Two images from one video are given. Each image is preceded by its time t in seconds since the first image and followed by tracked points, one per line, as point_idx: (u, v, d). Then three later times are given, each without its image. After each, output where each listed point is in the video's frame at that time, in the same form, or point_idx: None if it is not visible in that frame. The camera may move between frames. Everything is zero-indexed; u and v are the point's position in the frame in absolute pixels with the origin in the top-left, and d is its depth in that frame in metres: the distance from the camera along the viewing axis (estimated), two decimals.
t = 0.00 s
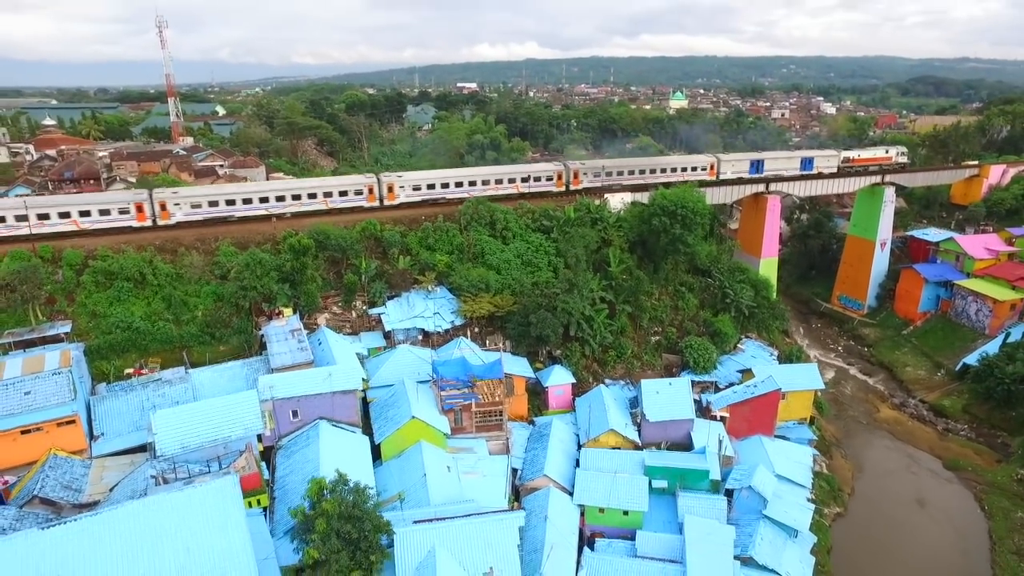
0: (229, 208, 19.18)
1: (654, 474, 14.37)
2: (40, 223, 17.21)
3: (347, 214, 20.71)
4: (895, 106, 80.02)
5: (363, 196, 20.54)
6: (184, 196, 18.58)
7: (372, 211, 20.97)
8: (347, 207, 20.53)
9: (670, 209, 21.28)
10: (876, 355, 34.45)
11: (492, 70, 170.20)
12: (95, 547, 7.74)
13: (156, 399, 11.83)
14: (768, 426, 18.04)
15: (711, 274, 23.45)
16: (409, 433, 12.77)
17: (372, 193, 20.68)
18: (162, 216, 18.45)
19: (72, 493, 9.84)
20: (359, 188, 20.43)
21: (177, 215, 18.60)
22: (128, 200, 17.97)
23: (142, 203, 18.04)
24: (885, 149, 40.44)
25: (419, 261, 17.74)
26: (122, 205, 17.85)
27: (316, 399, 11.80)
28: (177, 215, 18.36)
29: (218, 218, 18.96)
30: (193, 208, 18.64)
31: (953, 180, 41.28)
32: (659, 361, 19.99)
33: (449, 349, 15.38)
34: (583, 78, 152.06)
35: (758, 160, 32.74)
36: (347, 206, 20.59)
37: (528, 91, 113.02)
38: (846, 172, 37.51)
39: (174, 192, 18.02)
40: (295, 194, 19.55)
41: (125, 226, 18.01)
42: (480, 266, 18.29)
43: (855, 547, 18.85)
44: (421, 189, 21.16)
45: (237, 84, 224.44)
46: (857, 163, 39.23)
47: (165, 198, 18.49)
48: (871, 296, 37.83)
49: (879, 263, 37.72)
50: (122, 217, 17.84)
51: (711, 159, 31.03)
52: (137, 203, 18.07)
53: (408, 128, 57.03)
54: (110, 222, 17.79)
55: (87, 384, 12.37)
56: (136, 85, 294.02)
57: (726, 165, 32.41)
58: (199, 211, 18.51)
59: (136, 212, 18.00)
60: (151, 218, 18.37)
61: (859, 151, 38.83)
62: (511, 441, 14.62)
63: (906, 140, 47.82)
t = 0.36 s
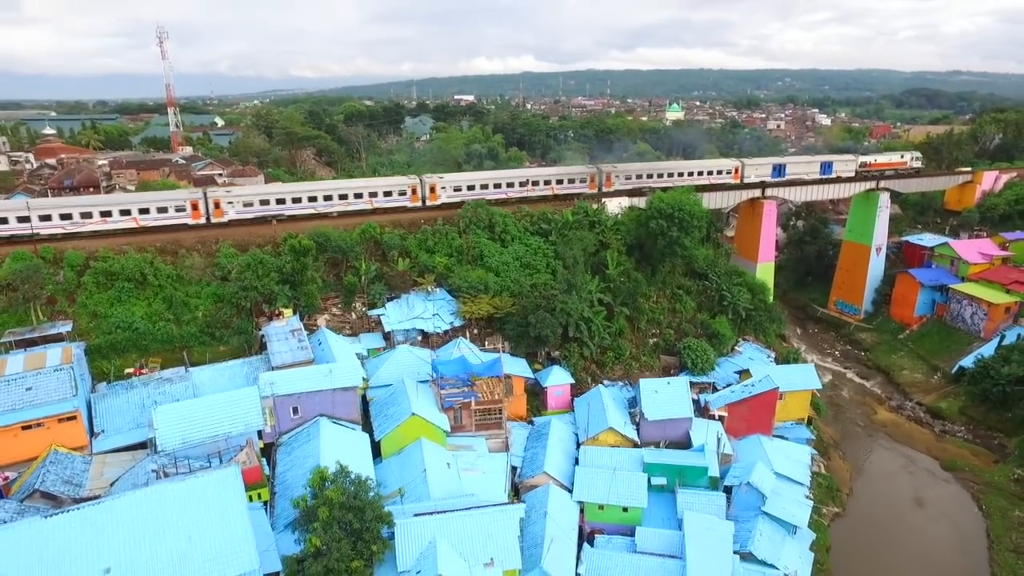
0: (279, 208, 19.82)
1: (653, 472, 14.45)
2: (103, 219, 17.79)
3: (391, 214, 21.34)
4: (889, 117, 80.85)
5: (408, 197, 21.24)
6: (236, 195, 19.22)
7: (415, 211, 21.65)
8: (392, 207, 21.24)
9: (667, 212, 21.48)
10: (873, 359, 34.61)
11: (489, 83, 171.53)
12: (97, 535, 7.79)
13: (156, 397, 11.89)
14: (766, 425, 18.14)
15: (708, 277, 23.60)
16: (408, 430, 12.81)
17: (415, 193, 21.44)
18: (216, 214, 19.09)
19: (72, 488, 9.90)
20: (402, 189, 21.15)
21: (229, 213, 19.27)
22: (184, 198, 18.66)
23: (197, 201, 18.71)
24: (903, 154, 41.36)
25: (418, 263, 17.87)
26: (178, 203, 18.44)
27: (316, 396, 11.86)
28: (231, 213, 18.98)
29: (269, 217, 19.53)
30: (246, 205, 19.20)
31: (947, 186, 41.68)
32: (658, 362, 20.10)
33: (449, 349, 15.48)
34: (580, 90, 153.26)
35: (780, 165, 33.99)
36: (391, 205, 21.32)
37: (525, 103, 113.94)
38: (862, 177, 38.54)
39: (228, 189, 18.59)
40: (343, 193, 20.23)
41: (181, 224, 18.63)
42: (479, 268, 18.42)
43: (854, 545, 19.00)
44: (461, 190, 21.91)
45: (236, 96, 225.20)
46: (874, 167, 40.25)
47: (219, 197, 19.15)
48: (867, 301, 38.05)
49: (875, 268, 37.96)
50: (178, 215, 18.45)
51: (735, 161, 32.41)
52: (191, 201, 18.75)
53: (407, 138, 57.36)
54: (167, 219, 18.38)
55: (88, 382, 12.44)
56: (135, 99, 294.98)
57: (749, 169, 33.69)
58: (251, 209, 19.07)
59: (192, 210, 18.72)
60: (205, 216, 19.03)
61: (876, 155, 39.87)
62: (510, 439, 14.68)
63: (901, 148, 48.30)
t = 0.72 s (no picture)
0: (314, 207, 20.84)
1: (641, 468, 14.58)
2: (148, 219, 18.59)
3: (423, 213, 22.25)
4: (871, 129, 82.45)
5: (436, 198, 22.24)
6: (274, 195, 20.10)
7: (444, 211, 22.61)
8: (423, 207, 22.16)
9: (653, 215, 21.80)
10: (857, 361, 35.11)
11: (476, 95, 172.63)
12: (85, 527, 7.78)
13: (144, 397, 11.86)
14: (752, 423, 18.37)
15: (694, 279, 23.87)
16: (398, 427, 12.83)
17: (444, 194, 22.34)
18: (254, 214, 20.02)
19: (59, 487, 9.85)
20: (432, 191, 22.03)
21: (268, 213, 20.17)
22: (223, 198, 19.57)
23: (237, 202, 19.60)
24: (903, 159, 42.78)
25: (407, 265, 17.98)
26: (220, 203, 19.31)
27: (306, 394, 11.88)
28: (269, 212, 19.88)
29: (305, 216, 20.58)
30: (284, 206, 20.12)
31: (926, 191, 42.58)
32: (645, 363, 20.29)
33: (438, 348, 15.54)
34: (566, 103, 154.69)
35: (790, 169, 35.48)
36: (422, 206, 22.23)
37: (511, 115, 114.74)
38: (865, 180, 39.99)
39: (268, 190, 19.44)
40: (377, 194, 21.08)
41: (221, 223, 19.47)
42: (467, 270, 18.56)
43: (840, 540, 19.31)
44: (488, 191, 22.87)
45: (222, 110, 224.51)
46: (876, 171, 41.68)
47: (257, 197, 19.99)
48: (851, 304, 38.65)
49: (857, 272, 38.57)
50: (220, 215, 19.35)
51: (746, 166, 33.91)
52: (232, 202, 19.63)
53: (394, 149, 57.62)
54: (207, 219, 19.22)
55: (75, 383, 12.37)
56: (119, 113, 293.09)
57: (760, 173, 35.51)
58: (288, 209, 20.02)
59: (232, 211, 19.61)
60: (244, 216, 19.95)
61: (878, 160, 41.29)
62: (500, 438, 14.75)
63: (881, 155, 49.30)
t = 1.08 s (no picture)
0: (342, 207, 21.54)
1: (624, 461, 14.77)
2: (183, 217, 19.14)
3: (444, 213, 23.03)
4: (844, 138, 84.48)
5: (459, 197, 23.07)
6: (304, 195, 20.75)
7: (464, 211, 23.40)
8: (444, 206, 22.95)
9: (632, 215, 22.15)
10: (835, 360, 35.81)
11: (456, 106, 173.25)
12: (68, 520, 7.77)
13: (125, 397, 11.77)
14: (732, 417, 18.67)
15: (674, 279, 24.23)
16: (382, 423, 12.85)
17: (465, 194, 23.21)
18: (284, 212, 20.58)
19: (37, 485, 9.75)
20: (454, 191, 22.84)
21: (298, 212, 20.83)
22: (257, 197, 20.27)
23: (269, 200, 20.20)
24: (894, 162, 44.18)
25: (389, 266, 18.07)
26: (251, 202, 19.96)
27: (289, 390, 11.89)
28: (299, 211, 20.49)
29: (333, 216, 21.22)
30: (312, 205, 20.76)
31: (897, 194, 43.73)
32: (627, 362, 20.51)
33: (421, 348, 15.59)
34: (546, 114, 156.11)
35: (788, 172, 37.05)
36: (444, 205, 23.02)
37: (492, 126, 115.35)
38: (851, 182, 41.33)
39: (298, 190, 20.07)
40: (401, 194, 21.77)
41: (253, 222, 20.12)
42: (450, 271, 18.68)
43: (819, 532, 19.69)
44: (508, 190, 23.76)
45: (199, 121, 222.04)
46: (868, 174, 43.26)
47: (288, 197, 20.61)
48: (827, 305, 39.47)
49: (833, 273, 39.41)
50: (251, 212, 19.98)
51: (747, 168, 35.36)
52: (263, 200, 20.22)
53: (375, 158, 57.67)
54: (240, 217, 19.85)
55: (53, 384, 12.24)
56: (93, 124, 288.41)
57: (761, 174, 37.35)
58: (316, 209, 20.64)
59: (263, 209, 20.22)
60: (275, 215, 20.60)
61: (870, 163, 42.86)
62: (484, 434, 14.83)
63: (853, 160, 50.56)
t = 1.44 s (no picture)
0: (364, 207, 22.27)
1: (605, 454, 14.98)
2: (212, 215, 19.75)
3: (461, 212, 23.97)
4: (815, 147, 86.78)
5: (476, 197, 24.04)
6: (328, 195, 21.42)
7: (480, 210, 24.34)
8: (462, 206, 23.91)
9: (610, 216, 22.55)
10: (810, 359, 36.57)
11: (433, 116, 173.62)
12: (46, 511, 7.74)
13: (103, 396, 11.67)
14: (710, 411, 19.03)
15: (652, 279, 24.63)
16: (365, 419, 12.88)
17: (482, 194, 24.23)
18: (310, 211, 21.32)
19: (12, 483, 9.63)
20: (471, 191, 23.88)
21: (322, 211, 21.51)
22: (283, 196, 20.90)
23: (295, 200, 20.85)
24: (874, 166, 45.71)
25: (369, 267, 18.14)
26: (279, 201, 20.69)
27: (270, 386, 11.90)
28: (324, 210, 21.19)
29: (356, 215, 21.91)
30: (336, 204, 21.47)
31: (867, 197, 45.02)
32: (606, 359, 20.77)
33: (403, 346, 15.67)
34: (523, 124, 157.34)
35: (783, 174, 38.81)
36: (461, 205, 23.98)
37: (469, 135, 115.76)
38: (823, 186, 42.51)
39: (323, 190, 20.77)
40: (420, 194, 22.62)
41: (280, 220, 20.81)
42: (430, 271, 18.81)
43: (797, 523, 20.07)
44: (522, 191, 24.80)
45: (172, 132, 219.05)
46: (856, 177, 45.16)
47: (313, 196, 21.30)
48: (801, 305, 40.34)
49: (806, 275, 40.32)
50: (278, 211, 20.70)
51: (746, 170, 36.92)
52: (290, 199, 20.93)
53: (354, 166, 57.58)
54: (267, 215, 20.54)
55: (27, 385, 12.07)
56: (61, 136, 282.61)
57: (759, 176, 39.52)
58: (341, 208, 21.32)
59: (290, 208, 20.82)
60: (300, 214, 21.31)
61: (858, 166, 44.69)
62: (465, 430, 14.93)
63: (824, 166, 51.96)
